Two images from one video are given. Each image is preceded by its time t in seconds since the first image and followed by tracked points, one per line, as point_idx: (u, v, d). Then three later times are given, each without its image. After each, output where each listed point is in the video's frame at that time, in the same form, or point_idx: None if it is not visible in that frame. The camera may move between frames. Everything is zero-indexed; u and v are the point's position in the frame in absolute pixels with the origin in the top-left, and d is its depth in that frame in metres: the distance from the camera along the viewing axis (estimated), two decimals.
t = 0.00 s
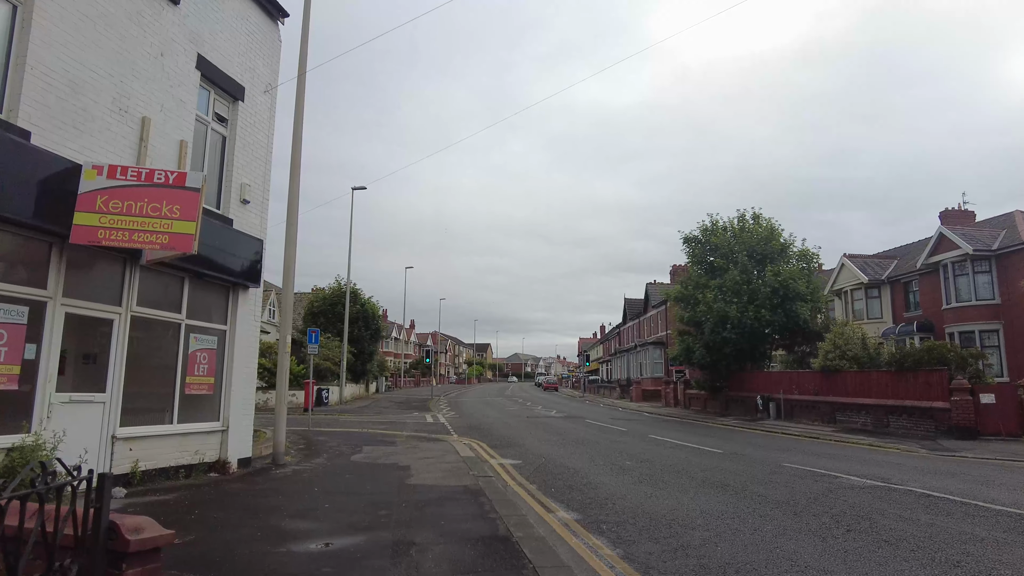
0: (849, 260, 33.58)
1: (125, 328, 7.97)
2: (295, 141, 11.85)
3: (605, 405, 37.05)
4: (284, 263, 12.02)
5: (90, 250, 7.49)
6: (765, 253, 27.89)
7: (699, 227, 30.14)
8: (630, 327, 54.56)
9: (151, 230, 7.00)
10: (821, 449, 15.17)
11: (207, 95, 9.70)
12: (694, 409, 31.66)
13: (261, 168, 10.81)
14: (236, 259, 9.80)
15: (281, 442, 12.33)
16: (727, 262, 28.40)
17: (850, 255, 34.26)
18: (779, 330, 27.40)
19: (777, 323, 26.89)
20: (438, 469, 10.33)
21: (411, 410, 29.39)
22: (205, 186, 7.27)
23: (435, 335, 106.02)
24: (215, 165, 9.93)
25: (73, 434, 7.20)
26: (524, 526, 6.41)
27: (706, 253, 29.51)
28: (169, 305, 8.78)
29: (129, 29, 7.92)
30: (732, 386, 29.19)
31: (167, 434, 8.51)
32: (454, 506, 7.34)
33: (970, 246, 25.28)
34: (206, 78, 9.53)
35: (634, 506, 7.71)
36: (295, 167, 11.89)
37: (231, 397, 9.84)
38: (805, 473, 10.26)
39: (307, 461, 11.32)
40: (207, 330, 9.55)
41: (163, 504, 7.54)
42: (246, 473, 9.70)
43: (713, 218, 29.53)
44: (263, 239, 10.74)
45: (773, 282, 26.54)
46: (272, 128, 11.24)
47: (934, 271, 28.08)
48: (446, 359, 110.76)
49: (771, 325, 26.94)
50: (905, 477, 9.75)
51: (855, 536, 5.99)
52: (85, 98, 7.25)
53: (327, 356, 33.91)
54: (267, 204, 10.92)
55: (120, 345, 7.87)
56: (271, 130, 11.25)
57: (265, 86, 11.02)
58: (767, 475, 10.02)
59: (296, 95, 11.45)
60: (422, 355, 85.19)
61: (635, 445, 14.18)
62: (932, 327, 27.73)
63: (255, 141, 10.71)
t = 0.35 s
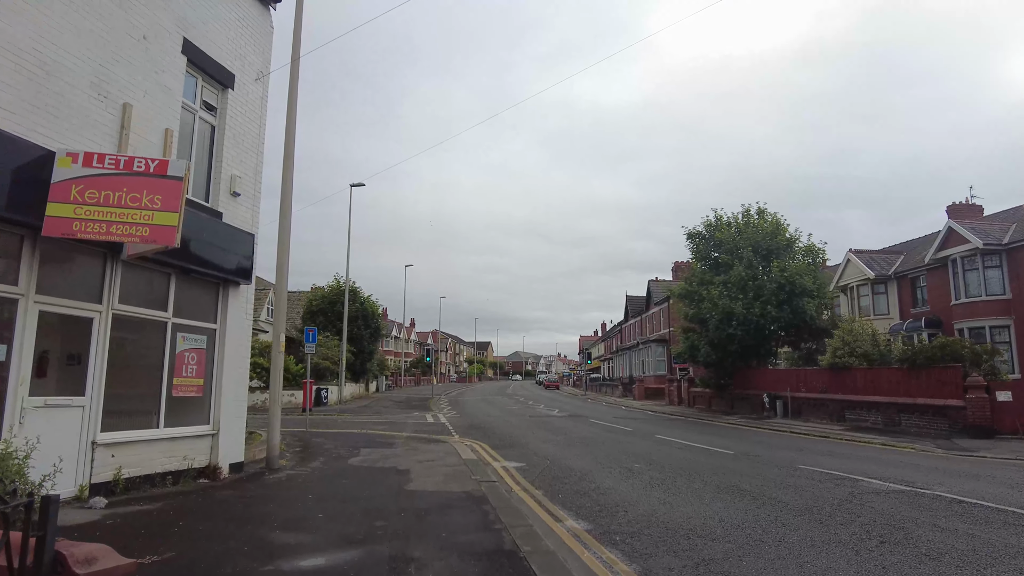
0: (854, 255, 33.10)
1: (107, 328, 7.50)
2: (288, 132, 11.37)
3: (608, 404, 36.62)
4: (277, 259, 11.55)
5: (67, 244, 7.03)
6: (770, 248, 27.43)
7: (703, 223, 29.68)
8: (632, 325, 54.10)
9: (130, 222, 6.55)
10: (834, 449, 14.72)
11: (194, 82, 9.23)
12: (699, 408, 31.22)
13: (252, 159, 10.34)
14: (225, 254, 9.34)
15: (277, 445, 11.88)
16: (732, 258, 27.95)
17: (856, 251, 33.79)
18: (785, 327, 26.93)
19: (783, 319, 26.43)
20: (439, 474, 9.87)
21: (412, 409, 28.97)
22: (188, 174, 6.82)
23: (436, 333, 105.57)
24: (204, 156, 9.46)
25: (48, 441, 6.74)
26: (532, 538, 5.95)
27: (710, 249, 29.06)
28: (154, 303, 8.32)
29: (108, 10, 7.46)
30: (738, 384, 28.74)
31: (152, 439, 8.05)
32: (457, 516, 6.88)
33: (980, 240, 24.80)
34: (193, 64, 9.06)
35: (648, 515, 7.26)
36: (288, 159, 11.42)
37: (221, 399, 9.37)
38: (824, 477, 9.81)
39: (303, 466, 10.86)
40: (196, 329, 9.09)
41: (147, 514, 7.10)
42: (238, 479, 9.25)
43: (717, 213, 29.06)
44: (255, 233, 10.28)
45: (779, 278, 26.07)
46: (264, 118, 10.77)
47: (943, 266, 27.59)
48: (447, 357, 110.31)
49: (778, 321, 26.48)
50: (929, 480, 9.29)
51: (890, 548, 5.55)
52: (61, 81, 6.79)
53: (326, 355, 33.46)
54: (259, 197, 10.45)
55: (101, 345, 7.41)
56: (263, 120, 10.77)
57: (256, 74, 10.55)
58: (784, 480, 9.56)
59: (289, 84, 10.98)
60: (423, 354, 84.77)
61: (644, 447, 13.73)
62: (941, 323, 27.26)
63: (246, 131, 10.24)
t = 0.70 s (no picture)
0: (884, 261, 32.21)
1: (121, 335, 7.25)
2: (307, 136, 11.14)
3: (631, 414, 35.95)
4: (297, 265, 11.30)
5: (81, 248, 6.80)
6: (797, 254, 26.75)
7: (728, 229, 29.08)
8: (654, 334, 53.33)
9: (144, 223, 6.30)
10: (875, 462, 14.05)
11: (211, 83, 9.04)
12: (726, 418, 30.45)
13: (271, 163, 10.11)
14: (244, 259, 9.08)
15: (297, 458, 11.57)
16: (758, 265, 27.31)
17: (885, 257, 32.90)
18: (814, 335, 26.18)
19: (812, 327, 25.69)
20: (463, 488, 9.48)
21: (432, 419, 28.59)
22: (204, 174, 6.56)
23: (455, 343, 105.28)
24: (221, 159, 9.25)
25: (60, 453, 6.47)
26: (567, 561, 5.53)
27: (735, 256, 28.44)
28: (171, 309, 8.08)
29: (122, 9, 7.29)
30: (766, 394, 27.95)
31: (168, 452, 7.77)
32: (484, 535, 6.48)
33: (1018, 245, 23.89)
34: (210, 65, 8.87)
35: (690, 535, 6.79)
36: (307, 164, 11.19)
37: (240, 410, 9.08)
38: (872, 494, 9.25)
39: (323, 478, 10.53)
40: (214, 337, 8.82)
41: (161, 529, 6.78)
42: (257, 493, 8.94)
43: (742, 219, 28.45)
44: (274, 239, 10.03)
45: (807, 285, 25.42)
46: (283, 121, 10.55)
47: (978, 271, 26.66)
48: (467, 367, 110.05)
49: (806, 329, 25.74)
50: (986, 497, 8.69)
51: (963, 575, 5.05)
52: (69, 79, 6.60)
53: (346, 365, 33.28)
54: (278, 202, 10.22)
55: (116, 352, 7.15)
56: (282, 124, 10.55)
57: (274, 76, 10.34)
58: (829, 497, 9.02)
59: (308, 86, 10.76)
60: (442, 363, 84.59)
61: (674, 460, 13.21)
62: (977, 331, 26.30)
63: (265, 134, 10.01)
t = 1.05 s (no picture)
0: (956, 272, 30.31)
1: (171, 353, 7.17)
2: (356, 152, 11.08)
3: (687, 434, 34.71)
4: (347, 283, 11.19)
5: (132, 267, 6.77)
6: (863, 265, 25.38)
7: (786, 241, 27.91)
8: (709, 351, 51.74)
9: (191, 239, 6.21)
10: (960, 489, 12.88)
11: (261, 101, 9.06)
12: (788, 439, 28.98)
13: (321, 180, 10.05)
14: (294, 276, 8.98)
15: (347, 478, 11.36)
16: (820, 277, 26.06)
17: (957, 267, 30.97)
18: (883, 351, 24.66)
19: (880, 342, 24.20)
20: (515, 513, 9.04)
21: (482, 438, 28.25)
22: (251, 188, 6.45)
23: (504, 359, 104.90)
24: (272, 176, 9.23)
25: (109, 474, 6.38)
26: None
27: (795, 268, 27.23)
28: (221, 327, 8.00)
29: (174, 29, 7.35)
30: (832, 414, 26.41)
31: (216, 472, 7.64)
32: (541, 567, 6.03)
33: None
34: (260, 83, 8.90)
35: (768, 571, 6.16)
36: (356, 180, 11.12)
37: (289, 430, 8.93)
38: (970, 526, 8.34)
39: (374, 500, 10.27)
40: (264, 356, 8.73)
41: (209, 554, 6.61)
42: (306, 516, 8.72)
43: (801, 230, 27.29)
44: (324, 257, 9.94)
45: (873, 297, 23.97)
46: (333, 138, 10.52)
47: None
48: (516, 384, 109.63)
49: (875, 344, 24.26)
50: None
51: None
52: (121, 98, 6.62)
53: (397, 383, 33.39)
54: (329, 219, 10.15)
55: (165, 371, 7.08)
56: (332, 140, 10.52)
57: (324, 93, 10.34)
58: (921, 529, 8.18)
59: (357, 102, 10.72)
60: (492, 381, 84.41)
61: (739, 484, 12.42)
62: None
63: (314, 150, 9.98)
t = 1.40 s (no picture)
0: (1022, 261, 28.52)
1: (201, 351, 7.02)
2: (389, 147, 10.85)
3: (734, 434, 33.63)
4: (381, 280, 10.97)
5: (161, 263, 6.63)
6: (919, 256, 24.03)
7: (836, 232, 26.72)
8: (755, 349, 50.23)
9: (217, 232, 6.03)
10: None
11: (290, 94, 8.89)
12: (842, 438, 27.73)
13: (354, 175, 9.85)
14: (326, 272, 8.77)
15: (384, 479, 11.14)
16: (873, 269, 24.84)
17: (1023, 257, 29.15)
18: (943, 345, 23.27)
19: (940, 336, 22.81)
20: (556, 515, 8.62)
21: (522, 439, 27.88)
22: (276, 178, 6.24)
23: (543, 360, 104.41)
24: (302, 171, 9.05)
25: (140, 474, 6.25)
26: None
27: (846, 260, 26.02)
28: (253, 325, 7.83)
29: (201, 20, 7.20)
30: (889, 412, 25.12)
31: (249, 472, 7.47)
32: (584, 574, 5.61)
33: None
34: (290, 76, 8.72)
35: None
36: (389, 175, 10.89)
37: (323, 430, 8.72)
38: None
39: (411, 502, 10.00)
40: (297, 354, 8.53)
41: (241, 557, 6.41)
42: (342, 518, 8.50)
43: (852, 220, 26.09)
44: (357, 253, 9.72)
45: (930, 289, 22.56)
46: (365, 132, 10.32)
47: None
48: (556, 386, 108.94)
49: (934, 339, 22.90)
50: None
51: None
52: (147, 90, 6.47)
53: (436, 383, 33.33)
54: (362, 214, 9.93)
55: (195, 369, 6.92)
56: (364, 135, 10.31)
57: (355, 86, 10.13)
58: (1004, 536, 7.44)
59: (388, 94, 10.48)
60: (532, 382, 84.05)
61: (793, 486, 11.72)
62: None
63: (346, 145, 9.77)
